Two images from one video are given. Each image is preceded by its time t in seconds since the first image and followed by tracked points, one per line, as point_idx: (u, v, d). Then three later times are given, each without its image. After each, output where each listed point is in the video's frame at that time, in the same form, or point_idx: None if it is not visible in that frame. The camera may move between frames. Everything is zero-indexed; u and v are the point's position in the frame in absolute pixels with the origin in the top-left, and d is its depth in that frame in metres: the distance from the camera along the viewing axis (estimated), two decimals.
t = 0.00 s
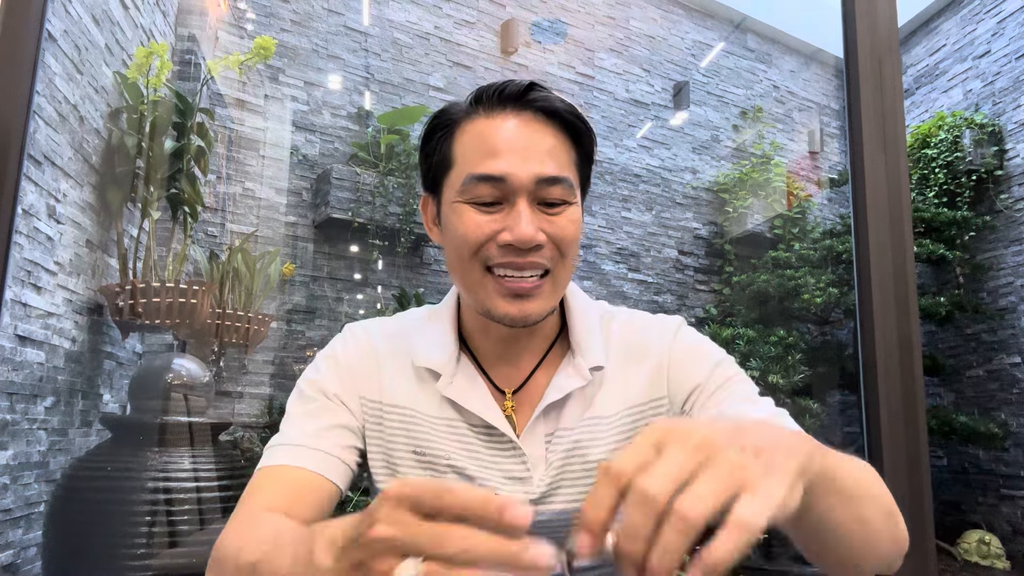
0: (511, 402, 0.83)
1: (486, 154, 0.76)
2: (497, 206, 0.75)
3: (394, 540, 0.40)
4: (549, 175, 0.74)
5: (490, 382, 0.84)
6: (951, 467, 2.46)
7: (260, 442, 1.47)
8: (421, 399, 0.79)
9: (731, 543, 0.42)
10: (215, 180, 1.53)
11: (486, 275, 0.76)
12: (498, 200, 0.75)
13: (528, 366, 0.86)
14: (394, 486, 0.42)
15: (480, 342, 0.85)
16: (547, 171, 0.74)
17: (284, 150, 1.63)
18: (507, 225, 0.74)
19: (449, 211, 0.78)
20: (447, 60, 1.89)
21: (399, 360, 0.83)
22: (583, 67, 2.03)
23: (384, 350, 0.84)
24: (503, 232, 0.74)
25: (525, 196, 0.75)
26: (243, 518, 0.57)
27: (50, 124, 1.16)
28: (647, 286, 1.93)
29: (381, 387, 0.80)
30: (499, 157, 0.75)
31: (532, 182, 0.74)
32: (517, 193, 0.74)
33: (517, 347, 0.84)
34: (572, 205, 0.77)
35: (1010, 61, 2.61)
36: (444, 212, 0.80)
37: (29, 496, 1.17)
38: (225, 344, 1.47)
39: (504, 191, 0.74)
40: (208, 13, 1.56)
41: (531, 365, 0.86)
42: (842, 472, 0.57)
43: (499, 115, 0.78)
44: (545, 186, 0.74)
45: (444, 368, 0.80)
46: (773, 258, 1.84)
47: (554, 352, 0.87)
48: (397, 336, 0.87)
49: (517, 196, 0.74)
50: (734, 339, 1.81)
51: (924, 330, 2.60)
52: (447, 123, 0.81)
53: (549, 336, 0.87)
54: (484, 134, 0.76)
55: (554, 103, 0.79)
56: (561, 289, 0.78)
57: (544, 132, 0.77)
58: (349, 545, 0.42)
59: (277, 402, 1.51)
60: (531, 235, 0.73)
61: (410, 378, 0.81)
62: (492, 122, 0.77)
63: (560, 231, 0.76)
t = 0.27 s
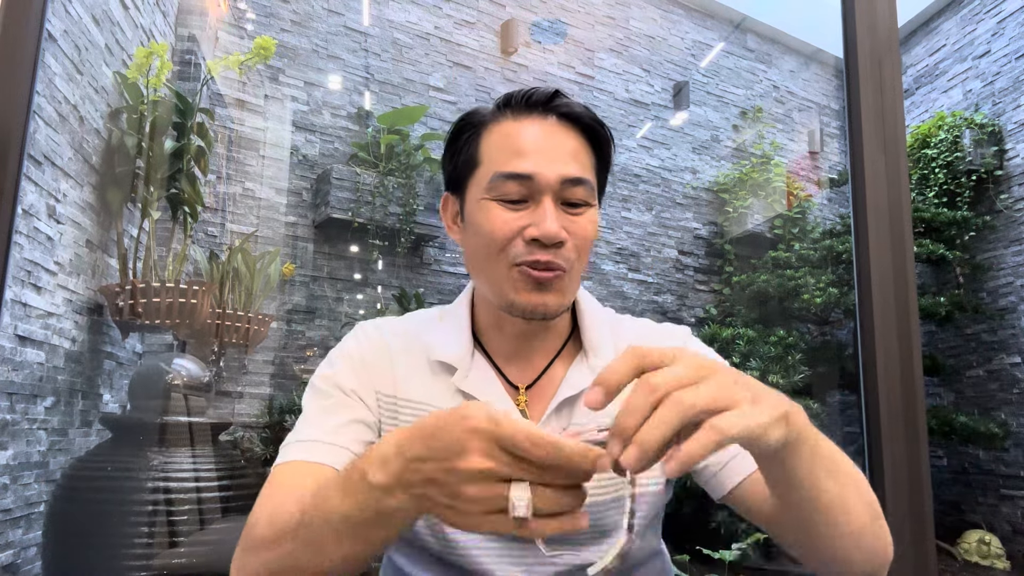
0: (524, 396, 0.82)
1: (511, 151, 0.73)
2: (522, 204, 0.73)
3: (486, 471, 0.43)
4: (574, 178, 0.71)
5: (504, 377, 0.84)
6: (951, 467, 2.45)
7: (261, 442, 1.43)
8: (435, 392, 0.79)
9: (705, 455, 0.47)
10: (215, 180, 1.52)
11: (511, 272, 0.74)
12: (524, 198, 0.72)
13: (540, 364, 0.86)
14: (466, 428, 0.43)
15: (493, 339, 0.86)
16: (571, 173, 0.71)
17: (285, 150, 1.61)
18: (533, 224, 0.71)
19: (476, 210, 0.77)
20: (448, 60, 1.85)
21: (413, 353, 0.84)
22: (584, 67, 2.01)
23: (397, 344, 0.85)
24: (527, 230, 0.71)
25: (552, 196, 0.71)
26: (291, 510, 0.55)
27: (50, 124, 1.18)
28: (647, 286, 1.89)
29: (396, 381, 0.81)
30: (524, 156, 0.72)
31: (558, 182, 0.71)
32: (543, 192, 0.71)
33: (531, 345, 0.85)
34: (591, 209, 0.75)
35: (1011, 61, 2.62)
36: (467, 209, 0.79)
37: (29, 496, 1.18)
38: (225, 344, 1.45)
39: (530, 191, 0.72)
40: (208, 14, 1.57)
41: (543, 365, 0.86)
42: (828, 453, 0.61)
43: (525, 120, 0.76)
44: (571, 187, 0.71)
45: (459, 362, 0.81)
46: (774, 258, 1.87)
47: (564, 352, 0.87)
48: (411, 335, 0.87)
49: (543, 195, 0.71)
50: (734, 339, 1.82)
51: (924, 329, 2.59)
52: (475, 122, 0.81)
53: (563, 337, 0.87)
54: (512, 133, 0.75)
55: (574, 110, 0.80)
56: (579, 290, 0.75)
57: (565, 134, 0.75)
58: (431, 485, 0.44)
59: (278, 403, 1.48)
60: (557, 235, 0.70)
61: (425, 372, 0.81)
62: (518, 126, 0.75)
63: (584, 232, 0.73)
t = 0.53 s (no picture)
0: (537, 404, 0.87)
1: (526, 165, 0.79)
2: (537, 217, 0.78)
3: (518, 545, 0.58)
4: (587, 192, 0.78)
5: (517, 385, 0.88)
6: (951, 467, 2.45)
7: (261, 442, 1.43)
8: (450, 399, 0.85)
9: (698, 492, 0.62)
10: (215, 180, 1.51)
11: (525, 282, 0.78)
12: (539, 211, 0.78)
13: (553, 373, 0.91)
14: (491, 517, 0.58)
15: (506, 347, 0.90)
16: (585, 188, 0.77)
17: (285, 150, 1.61)
18: (547, 236, 0.77)
19: (490, 221, 0.81)
20: (447, 60, 1.85)
21: (426, 360, 0.89)
22: (584, 67, 2.00)
23: (411, 352, 0.90)
24: (542, 242, 0.76)
25: (567, 209, 0.77)
26: (339, 560, 0.68)
27: (50, 124, 1.18)
28: (647, 286, 1.86)
29: (410, 389, 0.86)
30: (539, 170, 0.78)
31: (573, 196, 0.77)
32: (557, 205, 0.77)
33: (540, 355, 0.90)
34: (606, 219, 0.81)
35: (1011, 61, 2.62)
36: (481, 220, 0.83)
37: (29, 496, 1.19)
38: (225, 344, 1.44)
39: (546, 203, 0.77)
40: (208, 14, 1.57)
41: (553, 373, 0.91)
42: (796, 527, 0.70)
43: (536, 134, 0.82)
44: (584, 201, 0.78)
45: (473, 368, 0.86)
46: (774, 258, 1.87)
47: (573, 360, 0.93)
48: (420, 341, 0.92)
49: (557, 208, 0.77)
50: (734, 339, 1.81)
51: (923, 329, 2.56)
52: (487, 133, 0.85)
53: (574, 346, 0.93)
54: (526, 148, 0.80)
55: (587, 120, 0.84)
56: (591, 301, 0.80)
57: (579, 147, 0.81)
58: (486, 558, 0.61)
59: (278, 403, 1.47)
60: (571, 248, 0.75)
61: (439, 378, 0.87)
62: (531, 141, 0.81)
63: (594, 244, 0.79)
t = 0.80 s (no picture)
0: (544, 404, 0.88)
1: (537, 166, 0.80)
2: (548, 217, 0.78)
3: (527, 547, 0.59)
4: (598, 193, 0.78)
5: (524, 385, 0.89)
6: (950, 467, 2.45)
7: (261, 442, 1.43)
8: (456, 401, 0.85)
9: (708, 496, 0.61)
10: (215, 180, 1.52)
11: (536, 283, 0.78)
12: (551, 211, 0.78)
13: (560, 374, 0.91)
14: (501, 520, 0.59)
15: (513, 347, 0.90)
16: (596, 189, 0.78)
17: (285, 150, 1.61)
18: (558, 237, 0.77)
19: (500, 222, 0.81)
20: (447, 60, 1.85)
21: (432, 362, 0.89)
22: (584, 67, 2.01)
23: (416, 354, 0.90)
24: (554, 242, 0.76)
25: (578, 210, 0.78)
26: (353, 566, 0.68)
27: (50, 124, 1.18)
28: (647, 286, 1.86)
29: (416, 391, 0.86)
30: (551, 171, 0.79)
31: (584, 197, 0.78)
32: (569, 206, 0.78)
33: (547, 355, 0.89)
34: (616, 220, 0.81)
35: (1011, 61, 2.62)
36: (491, 221, 0.83)
37: (28, 496, 1.18)
38: (225, 344, 1.45)
39: (557, 204, 0.78)
40: (208, 14, 1.57)
41: (562, 374, 0.91)
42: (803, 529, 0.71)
43: (546, 136, 0.82)
44: (595, 202, 0.78)
45: (480, 369, 0.85)
46: (774, 258, 1.86)
47: (581, 360, 0.93)
48: (424, 342, 0.92)
49: (569, 209, 0.78)
50: (734, 340, 1.82)
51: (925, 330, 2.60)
52: (498, 135, 0.85)
53: (581, 347, 0.93)
54: (538, 149, 0.81)
55: (598, 122, 0.84)
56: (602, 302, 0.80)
57: (589, 149, 0.82)
58: (494, 563, 0.62)
59: (278, 403, 1.47)
60: (583, 247, 0.75)
61: (445, 380, 0.87)
62: (542, 143, 0.81)
63: (605, 244, 0.79)
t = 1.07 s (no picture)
0: (544, 406, 0.88)
1: (540, 167, 0.80)
2: (550, 217, 0.78)
3: (531, 535, 0.60)
4: (601, 193, 0.78)
5: (524, 386, 0.89)
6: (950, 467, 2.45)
7: (261, 442, 1.43)
8: (456, 402, 0.85)
9: (701, 497, 0.61)
10: (215, 180, 1.52)
11: (538, 282, 0.78)
12: (553, 211, 0.78)
13: (560, 375, 0.91)
14: (511, 508, 0.59)
15: (513, 347, 0.90)
16: (599, 189, 0.78)
17: (285, 150, 1.61)
18: (561, 237, 0.77)
19: (502, 221, 0.81)
20: (447, 60, 1.85)
21: (432, 363, 0.89)
22: (584, 67, 2.01)
23: (416, 355, 0.90)
24: (556, 242, 0.76)
25: (580, 210, 0.78)
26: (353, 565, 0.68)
27: (50, 124, 1.19)
28: (647, 286, 1.87)
29: (416, 392, 0.86)
30: (554, 171, 0.79)
31: (587, 198, 0.78)
32: (571, 207, 0.78)
33: (548, 356, 0.89)
34: (618, 221, 0.81)
35: (1011, 61, 2.62)
36: (492, 220, 0.83)
37: (28, 496, 1.18)
38: (225, 344, 1.45)
39: (560, 204, 0.78)
40: (208, 14, 1.57)
41: (562, 375, 0.91)
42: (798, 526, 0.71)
43: (549, 136, 0.82)
44: (597, 202, 0.79)
45: (480, 370, 0.85)
46: (773, 258, 1.86)
47: (581, 362, 0.93)
48: (424, 343, 0.91)
49: (571, 209, 0.78)
50: (734, 340, 1.82)
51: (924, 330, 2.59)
52: (500, 134, 0.84)
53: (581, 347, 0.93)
54: (540, 149, 0.81)
55: (600, 122, 0.84)
56: (604, 302, 0.80)
57: (592, 149, 0.82)
58: (495, 553, 0.61)
59: (278, 403, 1.47)
60: (586, 248, 0.75)
61: (446, 381, 0.87)
62: (544, 142, 0.81)
63: (607, 244, 0.79)
